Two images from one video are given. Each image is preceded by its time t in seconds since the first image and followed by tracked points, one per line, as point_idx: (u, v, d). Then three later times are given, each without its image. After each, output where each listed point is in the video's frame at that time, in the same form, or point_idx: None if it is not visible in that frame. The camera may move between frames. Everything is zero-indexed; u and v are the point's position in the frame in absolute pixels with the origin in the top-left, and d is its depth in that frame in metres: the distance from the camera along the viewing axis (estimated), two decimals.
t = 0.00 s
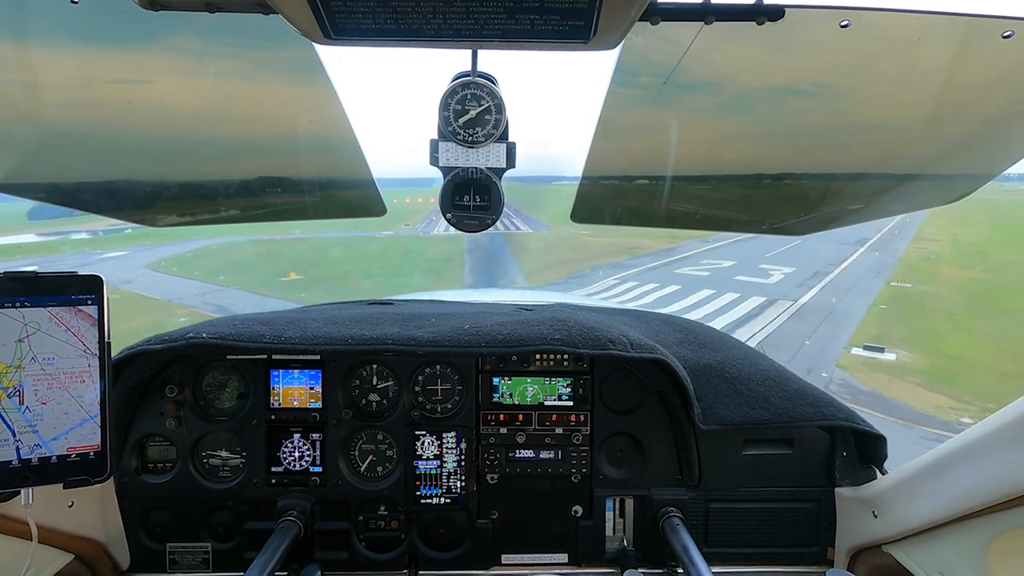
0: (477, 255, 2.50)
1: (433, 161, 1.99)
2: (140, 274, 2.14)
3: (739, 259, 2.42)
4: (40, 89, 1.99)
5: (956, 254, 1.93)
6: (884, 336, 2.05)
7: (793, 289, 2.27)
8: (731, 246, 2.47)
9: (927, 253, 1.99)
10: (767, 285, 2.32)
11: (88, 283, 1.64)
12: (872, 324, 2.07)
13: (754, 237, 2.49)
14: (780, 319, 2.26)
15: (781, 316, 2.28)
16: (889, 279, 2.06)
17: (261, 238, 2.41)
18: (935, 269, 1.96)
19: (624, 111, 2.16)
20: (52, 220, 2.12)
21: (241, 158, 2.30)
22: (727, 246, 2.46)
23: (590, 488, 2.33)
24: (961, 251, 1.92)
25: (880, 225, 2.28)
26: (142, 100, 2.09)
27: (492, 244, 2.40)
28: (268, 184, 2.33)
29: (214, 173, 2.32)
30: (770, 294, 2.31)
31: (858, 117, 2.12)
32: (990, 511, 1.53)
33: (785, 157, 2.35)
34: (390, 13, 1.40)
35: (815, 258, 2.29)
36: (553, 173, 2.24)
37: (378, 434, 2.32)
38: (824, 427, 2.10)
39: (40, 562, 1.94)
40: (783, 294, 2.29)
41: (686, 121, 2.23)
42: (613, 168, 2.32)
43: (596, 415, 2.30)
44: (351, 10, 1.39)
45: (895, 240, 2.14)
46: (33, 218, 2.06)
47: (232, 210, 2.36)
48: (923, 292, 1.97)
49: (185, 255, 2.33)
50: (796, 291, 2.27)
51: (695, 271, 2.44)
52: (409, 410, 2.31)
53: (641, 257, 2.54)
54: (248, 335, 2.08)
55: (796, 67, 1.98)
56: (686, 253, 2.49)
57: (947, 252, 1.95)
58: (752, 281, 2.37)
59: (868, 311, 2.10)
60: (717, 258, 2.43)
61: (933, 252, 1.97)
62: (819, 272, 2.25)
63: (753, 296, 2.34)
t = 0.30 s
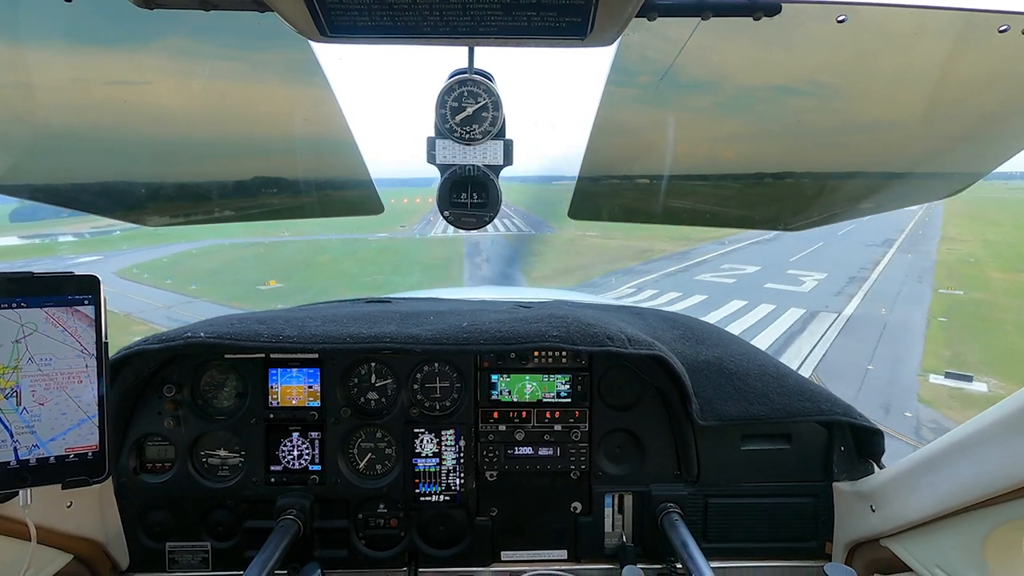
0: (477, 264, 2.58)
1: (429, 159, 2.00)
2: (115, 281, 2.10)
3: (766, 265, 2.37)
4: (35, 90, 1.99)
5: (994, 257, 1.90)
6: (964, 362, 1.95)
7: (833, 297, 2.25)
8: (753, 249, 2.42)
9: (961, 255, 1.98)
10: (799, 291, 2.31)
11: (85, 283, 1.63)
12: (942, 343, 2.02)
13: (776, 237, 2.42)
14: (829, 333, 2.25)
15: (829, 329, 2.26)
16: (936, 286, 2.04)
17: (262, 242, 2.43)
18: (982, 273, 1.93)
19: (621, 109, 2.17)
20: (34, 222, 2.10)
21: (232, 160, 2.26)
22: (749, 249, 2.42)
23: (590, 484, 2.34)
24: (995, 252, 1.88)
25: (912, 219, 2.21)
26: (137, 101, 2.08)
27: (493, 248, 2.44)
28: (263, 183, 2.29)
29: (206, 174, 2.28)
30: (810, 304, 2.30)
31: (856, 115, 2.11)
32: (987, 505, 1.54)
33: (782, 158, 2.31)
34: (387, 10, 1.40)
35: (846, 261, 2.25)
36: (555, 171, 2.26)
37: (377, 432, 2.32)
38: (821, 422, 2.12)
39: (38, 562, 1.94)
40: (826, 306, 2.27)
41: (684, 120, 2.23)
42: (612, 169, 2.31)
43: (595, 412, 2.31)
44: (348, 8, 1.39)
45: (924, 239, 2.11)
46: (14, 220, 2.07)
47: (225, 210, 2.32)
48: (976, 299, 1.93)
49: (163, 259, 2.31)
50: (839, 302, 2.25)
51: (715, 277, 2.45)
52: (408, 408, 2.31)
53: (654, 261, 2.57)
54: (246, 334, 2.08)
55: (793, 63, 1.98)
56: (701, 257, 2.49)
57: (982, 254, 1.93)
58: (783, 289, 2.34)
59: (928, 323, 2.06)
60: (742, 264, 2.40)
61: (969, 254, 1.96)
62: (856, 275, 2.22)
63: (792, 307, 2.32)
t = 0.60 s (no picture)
0: (476, 271, 2.60)
1: (427, 158, 1.99)
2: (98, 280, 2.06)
3: (795, 270, 2.34)
4: (30, 92, 1.99)
5: None
6: None
7: (883, 310, 2.21)
8: (773, 253, 2.41)
9: (1002, 257, 1.93)
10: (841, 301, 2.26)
11: (81, 285, 1.63)
12: None
13: (795, 237, 2.41)
14: (893, 352, 2.18)
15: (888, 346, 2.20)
16: (995, 295, 2.00)
17: (260, 244, 2.39)
18: None
19: (617, 107, 2.17)
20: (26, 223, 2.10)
21: (229, 160, 2.26)
22: (769, 253, 2.41)
23: (589, 483, 2.34)
24: None
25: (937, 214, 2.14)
26: (132, 103, 2.08)
27: (493, 251, 2.45)
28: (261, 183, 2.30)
29: (203, 175, 2.28)
30: (862, 319, 2.23)
31: (853, 112, 2.12)
32: (984, 500, 1.54)
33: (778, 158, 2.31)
34: (383, 10, 1.39)
35: (885, 267, 2.19)
36: (552, 173, 2.26)
37: (376, 432, 2.32)
38: (819, 419, 2.13)
39: (37, 565, 1.94)
40: (880, 320, 2.21)
41: (680, 120, 2.23)
42: (609, 168, 2.31)
43: (593, 410, 2.31)
44: (343, 8, 1.39)
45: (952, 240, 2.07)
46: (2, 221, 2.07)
47: (222, 212, 2.33)
48: None
49: (121, 271, 2.18)
50: (894, 315, 2.20)
51: (740, 285, 2.45)
52: (406, 407, 2.31)
53: (671, 266, 2.54)
54: (243, 335, 2.07)
55: (789, 60, 1.99)
56: (723, 262, 2.48)
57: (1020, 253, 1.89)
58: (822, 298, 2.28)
59: (1006, 343, 1.97)
60: (768, 269, 2.38)
61: (1010, 257, 1.92)
62: (898, 282, 2.18)
63: (842, 324, 2.26)
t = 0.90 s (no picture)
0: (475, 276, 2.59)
1: (426, 159, 1.99)
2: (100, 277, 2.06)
3: (831, 277, 2.25)
4: (29, 94, 1.99)
5: None
6: None
7: (949, 326, 2.08)
8: (797, 258, 2.35)
9: None
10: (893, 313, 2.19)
11: (81, 287, 1.63)
12: None
13: (818, 239, 2.35)
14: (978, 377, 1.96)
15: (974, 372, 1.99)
16: None
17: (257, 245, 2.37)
18: None
19: (616, 107, 2.17)
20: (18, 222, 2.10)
21: (228, 161, 2.26)
22: (793, 257, 2.35)
23: (589, 483, 2.34)
24: None
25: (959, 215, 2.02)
26: (131, 104, 2.08)
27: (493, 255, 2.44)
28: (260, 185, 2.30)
29: (203, 175, 2.29)
30: (930, 338, 2.12)
31: (852, 111, 2.11)
32: (985, 498, 1.54)
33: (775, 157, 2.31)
34: (381, 10, 1.39)
35: (928, 272, 2.08)
36: (551, 173, 2.26)
37: (376, 433, 2.32)
38: (819, 418, 2.13)
39: (39, 568, 1.94)
40: (953, 341, 2.08)
41: (679, 119, 2.23)
42: (608, 168, 2.31)
43: (594, 410, 2.31)
44: (342, 9, 1.39)
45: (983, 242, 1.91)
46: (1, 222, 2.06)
47: (222, 213, 2.34)
48: None
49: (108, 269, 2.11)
50: (966, 334, 2.06)
51: (773, 294, 2.36)
52: (407, 408, 2.31)
53: (691, 272, 2.50)
54: (244, 336, 2.07)
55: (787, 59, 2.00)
56: (746, 267, 2.42)
57: None
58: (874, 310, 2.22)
59: None
60: (800, 278, 2.30)
61: None
62: (951, 291, 2.05)
63: (910, 343, 2.14)
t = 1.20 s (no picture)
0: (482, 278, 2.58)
1: (428, 159, 2.00)
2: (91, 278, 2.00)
3: (874, 285, 2.12)
4: (33, 94, 2.00)
5: None
6: None
7: None
8: (824, 263, 2.23)
9: None
10: (964, 330, 1.99)
11: (84, 286, 1.63)
12: None
13: (845, 243, 2.24)
14: None
15: None
16: None
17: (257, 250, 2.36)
18: None
19: (618, 108, 2.17)
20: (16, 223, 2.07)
21: (230, 161, 2.27)
22: (820, 263, 2.23)
23: (590, 484, 2.34)
24: None
25: (981, 217, 1.96)
26: (134, 104, 2.08)
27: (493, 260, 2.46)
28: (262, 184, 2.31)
29: (204, 175, 2.29)
30: None
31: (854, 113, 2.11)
32: (988, 501, 1.53)
33: (775, 157, 2.32)
34: (384, 11, 1.40)
35: (980, 278, 1.96)
36: (552, 173, 2.25)
37: (377, 433, 2.32)
38: (821, 420, 2.13)
39: (40, 566, 1.94)
40: None
41: (680, 120, 2.23)
42: (611, 167, 2.29)
43: (595, 411, 2.31)
44: (345, 10, 1.39)
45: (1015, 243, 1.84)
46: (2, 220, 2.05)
47: (223, 213, 2.33)
48: None
49: (104, 267, 2.07)
50: None
51: (814, 306, 2.22)
52: (408, 408, 2.31)
53: (714, 278, 2.39)
54: (245, 336, 2.07)
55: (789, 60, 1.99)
56: (775, 275, 2.28)
57: None
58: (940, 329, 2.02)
59: None
60: (840, 286, 2.18)
61: None
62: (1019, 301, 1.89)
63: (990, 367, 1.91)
